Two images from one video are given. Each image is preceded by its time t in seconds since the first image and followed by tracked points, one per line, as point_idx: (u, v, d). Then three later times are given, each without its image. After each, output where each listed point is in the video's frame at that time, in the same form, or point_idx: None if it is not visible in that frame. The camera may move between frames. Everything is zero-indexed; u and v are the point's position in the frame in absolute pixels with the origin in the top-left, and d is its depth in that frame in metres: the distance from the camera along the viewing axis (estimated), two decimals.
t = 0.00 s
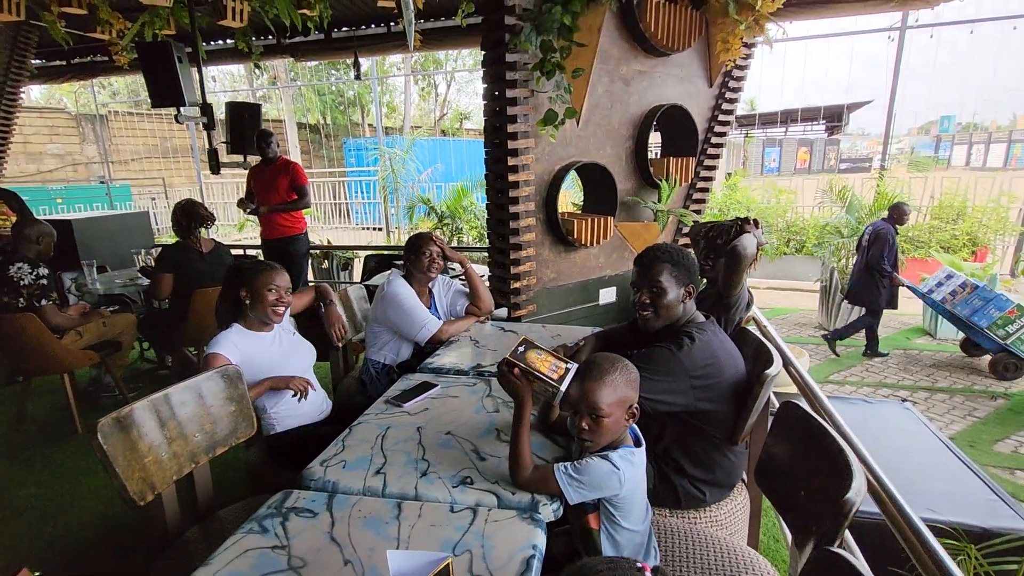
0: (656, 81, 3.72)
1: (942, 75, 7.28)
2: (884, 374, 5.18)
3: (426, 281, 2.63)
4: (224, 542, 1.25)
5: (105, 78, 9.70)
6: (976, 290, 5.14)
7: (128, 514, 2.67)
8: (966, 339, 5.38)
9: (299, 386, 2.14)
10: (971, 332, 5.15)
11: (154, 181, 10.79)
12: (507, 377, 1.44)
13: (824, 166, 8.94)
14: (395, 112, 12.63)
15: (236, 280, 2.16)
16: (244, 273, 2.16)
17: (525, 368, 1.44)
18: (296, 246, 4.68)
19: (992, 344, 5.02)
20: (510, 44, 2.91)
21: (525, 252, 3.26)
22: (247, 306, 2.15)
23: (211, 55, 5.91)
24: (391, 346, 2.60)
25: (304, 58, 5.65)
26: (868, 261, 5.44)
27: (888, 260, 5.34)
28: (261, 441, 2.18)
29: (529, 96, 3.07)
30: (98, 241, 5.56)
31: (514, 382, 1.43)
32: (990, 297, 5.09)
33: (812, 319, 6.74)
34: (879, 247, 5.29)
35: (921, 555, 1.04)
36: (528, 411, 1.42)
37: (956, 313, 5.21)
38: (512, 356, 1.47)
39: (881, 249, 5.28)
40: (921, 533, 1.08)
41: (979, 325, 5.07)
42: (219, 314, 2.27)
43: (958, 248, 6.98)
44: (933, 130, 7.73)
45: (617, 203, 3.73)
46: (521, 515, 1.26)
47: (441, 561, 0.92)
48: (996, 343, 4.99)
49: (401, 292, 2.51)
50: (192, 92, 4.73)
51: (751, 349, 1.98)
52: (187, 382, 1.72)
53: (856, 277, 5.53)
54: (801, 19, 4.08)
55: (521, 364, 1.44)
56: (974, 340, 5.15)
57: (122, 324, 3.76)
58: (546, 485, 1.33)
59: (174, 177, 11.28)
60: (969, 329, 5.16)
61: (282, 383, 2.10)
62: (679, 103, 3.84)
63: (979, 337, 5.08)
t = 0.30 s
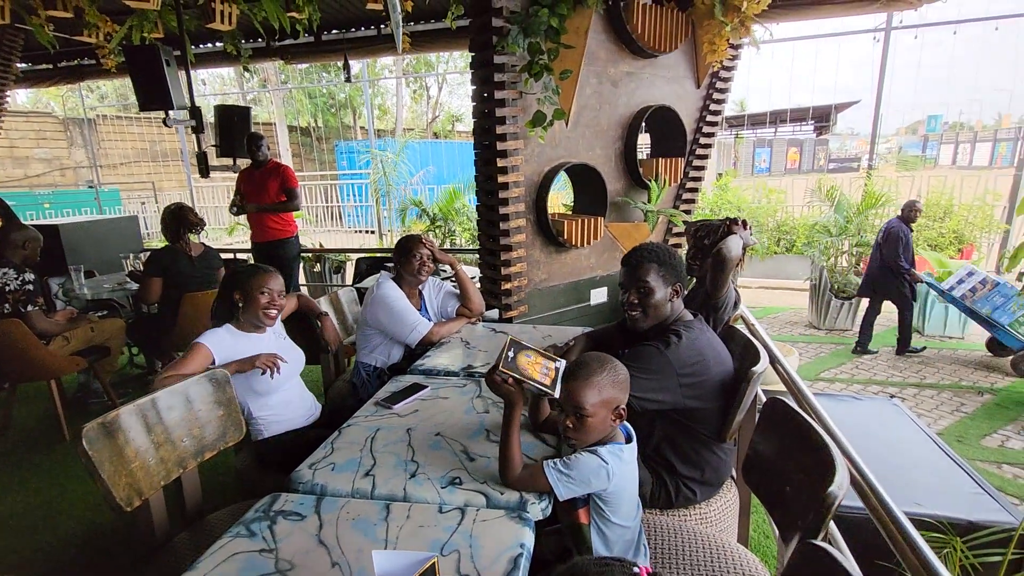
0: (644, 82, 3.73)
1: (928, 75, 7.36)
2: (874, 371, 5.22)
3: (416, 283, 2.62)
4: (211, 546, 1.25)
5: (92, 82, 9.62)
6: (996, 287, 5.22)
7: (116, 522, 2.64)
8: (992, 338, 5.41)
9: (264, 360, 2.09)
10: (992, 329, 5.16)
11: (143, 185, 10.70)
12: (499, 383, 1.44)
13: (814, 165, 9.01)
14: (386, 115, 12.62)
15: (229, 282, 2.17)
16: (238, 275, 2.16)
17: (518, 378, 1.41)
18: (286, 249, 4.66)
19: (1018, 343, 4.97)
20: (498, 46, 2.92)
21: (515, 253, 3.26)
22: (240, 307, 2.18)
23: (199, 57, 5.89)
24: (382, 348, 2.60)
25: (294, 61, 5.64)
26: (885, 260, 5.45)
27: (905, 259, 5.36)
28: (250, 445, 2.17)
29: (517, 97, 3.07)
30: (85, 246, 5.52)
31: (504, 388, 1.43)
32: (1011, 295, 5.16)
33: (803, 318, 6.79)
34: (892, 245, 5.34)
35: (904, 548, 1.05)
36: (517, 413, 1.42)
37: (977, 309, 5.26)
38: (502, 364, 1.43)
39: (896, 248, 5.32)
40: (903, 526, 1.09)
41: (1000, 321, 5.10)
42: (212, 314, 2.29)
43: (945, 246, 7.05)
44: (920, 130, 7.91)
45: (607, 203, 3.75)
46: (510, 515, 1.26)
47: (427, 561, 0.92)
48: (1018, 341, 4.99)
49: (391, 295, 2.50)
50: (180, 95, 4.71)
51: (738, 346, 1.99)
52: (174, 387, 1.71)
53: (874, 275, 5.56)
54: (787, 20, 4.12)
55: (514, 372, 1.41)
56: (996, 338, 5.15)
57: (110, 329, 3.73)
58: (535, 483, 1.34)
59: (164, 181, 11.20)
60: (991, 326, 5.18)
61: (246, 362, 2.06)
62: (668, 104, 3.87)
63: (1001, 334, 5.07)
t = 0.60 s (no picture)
0: (637, 81, 3.74)
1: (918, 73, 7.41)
2: (866, 368, 5.26)
3: (409, 283, 2.62)
4: (203, 548, 1.24)
5: (82, 82, 9.54)
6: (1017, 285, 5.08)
7: (108, 524, 2.62)
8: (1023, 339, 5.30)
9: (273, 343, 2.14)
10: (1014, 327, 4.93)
11: (134, 186, 10.63)
12: (494, 380, 1.42)
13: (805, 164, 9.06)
14: (379, 115, 12.59)
15: (226, 282, 2.18)
16: (233, 275, 2.16)
17: (511, 374, 1.37)
18: (279, 249, 4.65)
19: None
20: (491, 45, 2.92)
21: (509, 252, 3.26)
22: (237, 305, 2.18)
23: (190, 57, 5.85)
24: (375, 348, 2.59)
25: (286, 60, 5.61)
26: (906, 258, 5.49)
27: (924, 257, 5.42)
28: (243, 446, 2.16)
29: (510, 96, 3.07)
30: (75, 248, 5.48)
31: (499, 385, 1.41)
32: None
33: (794, 316, 6.83)
34: (916, 242, 5.39)
35: (895, 543, 1.06)
36: (512, 412, 1.41)
37: (999, 309, 5.11)
38: (497, 361, 1.39)
39: (917, 244, 5.38)
40: (894, 520, 1.10)
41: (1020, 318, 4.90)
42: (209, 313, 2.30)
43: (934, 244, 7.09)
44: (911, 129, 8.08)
45: (600, 202, 3.75)
46: (504, 513, 1.26)
47: (419, 559, 0.92)
48: None
49: (384, 294, 2.50)
50: (171, 95, 4.67)
51: (731, 344, 2.00)
52: (165, 387, 1.70)
53: (895, 274, 5.56)
54: (779, 19, 4.14)
55: (508, 369, 1.37)
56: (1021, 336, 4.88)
57: (101, 331, 3.70)
58: (529, 481, 1.34)
59: (155, 182, 11.13)
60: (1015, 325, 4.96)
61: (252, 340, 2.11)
62: (661, 103, 3.88)
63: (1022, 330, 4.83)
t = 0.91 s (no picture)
0: (633, 79, 3.75)
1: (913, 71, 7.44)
2: (861, 365, 5.28)
3: (406, 282, 2.62)
4: (201, 547, 1.23)
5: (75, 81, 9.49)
6: None
7: (104, 525, 2.61)
8: None
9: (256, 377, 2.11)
10: None
11: (128, 185, 10.58)
12: (492, 377, 1.42)
13: (801, 162, 9.08)
14: (376, 113, 12.56)
15: (223, 281, 2.16)
16: (229, 274, 2.15)
17: (510, 372, 1.38)
18: (276, 248, 4.63)
19: None
20: (488, 43, 2.92)
21: (506, 250, 3.26)
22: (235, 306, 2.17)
23: (185, 56, 5.82)
24: (372, 347, 2.59)
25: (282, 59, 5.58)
26: (931, 255, 5.48)
27: (950, 253, 5.40)
28: (240, 446, 2.15)
29: (507, 95, 3.07)
30: (70, 247, 5.46)
31: (498, 383, 1.41)
32: None
33: (790, 313, 6.86)
34: (938, 239, 5.39)
35: (892, 539, 1.07)
36: (512, 409, 1.41)
37: None
38: (496, 359, 1.39)
39: (941, 240, 5.39)
40: (891, 517, 1.10)
41: None
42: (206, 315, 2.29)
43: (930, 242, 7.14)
44: (905, 128, 7.92)
45: (597, 201, 3.76)
46: (503, 511, 1.26)
47: (418, 558, 0.92)
48: None
49: (381, 293, 2.50)
50: (165, 93, 4.66)
51: (729, 342, 2.01)
52: (161, 388, 1.69)
53: (921, 269, 5.58)
54: (775, 17, 4.15)
55: (506, 366, 1.38)
56: None
57: (95, 331, 3.70)
58: (528, 479, 1.34)
59: (150, 181, 11.08)
60: None
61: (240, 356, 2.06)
62: (657, 101, 3.88)
63: None
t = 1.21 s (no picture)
0: (632, 78, 3.75)
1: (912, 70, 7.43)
2: (860, 364, 5.29)
3: (407, 281, 2.62)
4: (203, 546, 1.24)
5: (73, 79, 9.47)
6: None
7: (104, 524, 2.61)
8: None
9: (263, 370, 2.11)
10: None
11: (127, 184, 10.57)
12: (494, 376, 1.43)
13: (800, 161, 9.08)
14: (375, 112, 12.54)
15: (222, 282, 2.16)
16: (229, 274, 2.15)
17: (515, 366, 1.43)
18: (275, 248, 4.63)
19: None
20: (487, 42, 2.92)
21: (506, 249, 3.26)
22: (236, 307, 2.17)
23: (184, 54, 5.81)
24: (373, 346, 2.58)
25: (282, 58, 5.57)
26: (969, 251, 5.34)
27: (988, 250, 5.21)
28: (241, 445, 2.15)
29: (507, 93, 3.07)
30: (69, 246, 5.45)
31: (500, 380, 1.42)
32: None
33: (790, 312, 6.86)
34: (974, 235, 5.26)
35: (891, 535, 1.07)
36: (512, 407, 1.41)
37: None
38: (500, 354, 1.44)
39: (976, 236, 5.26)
40: (891, 514, 1.11)
41: None
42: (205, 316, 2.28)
43: (929, 240, 7.16)
44: (904, 127, 7.99)
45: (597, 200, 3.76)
46: (504, 509, 1.27)
47: (421, 556, 0.92)
48: None
49: (381, 292, 2.50)
50: (164, 92, 4.65)
51: (729, 341, 2.01)
52: (162, 387, 1.69)
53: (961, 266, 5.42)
54: (775, 16, 4.14)
55: (511, 361, 1.43)
56: None
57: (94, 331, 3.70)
58: (529, 478, 1.34)
59: (148, 180, 11.07)
60: None
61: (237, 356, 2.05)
62: (656, 100, 3.88)
63: None
